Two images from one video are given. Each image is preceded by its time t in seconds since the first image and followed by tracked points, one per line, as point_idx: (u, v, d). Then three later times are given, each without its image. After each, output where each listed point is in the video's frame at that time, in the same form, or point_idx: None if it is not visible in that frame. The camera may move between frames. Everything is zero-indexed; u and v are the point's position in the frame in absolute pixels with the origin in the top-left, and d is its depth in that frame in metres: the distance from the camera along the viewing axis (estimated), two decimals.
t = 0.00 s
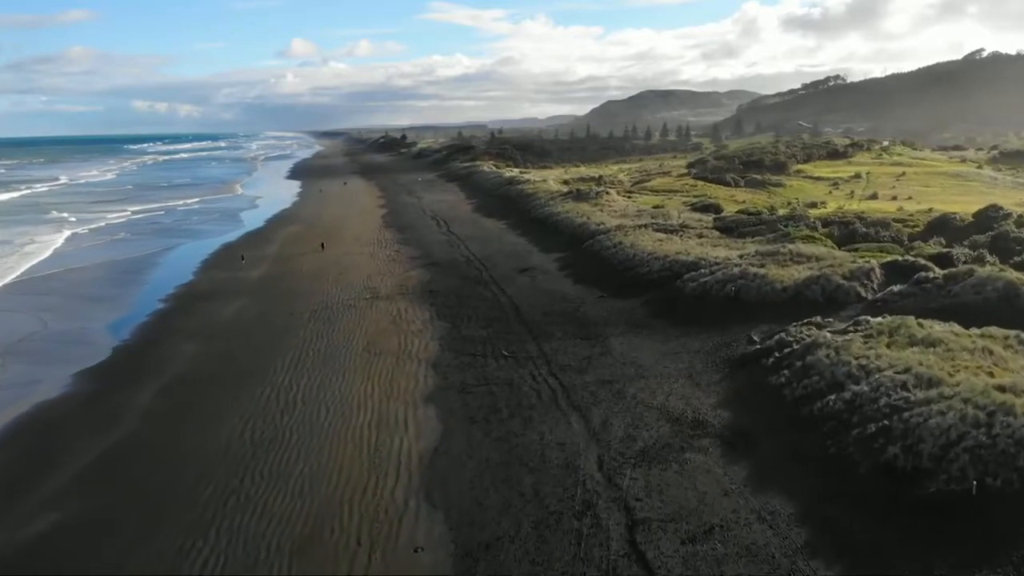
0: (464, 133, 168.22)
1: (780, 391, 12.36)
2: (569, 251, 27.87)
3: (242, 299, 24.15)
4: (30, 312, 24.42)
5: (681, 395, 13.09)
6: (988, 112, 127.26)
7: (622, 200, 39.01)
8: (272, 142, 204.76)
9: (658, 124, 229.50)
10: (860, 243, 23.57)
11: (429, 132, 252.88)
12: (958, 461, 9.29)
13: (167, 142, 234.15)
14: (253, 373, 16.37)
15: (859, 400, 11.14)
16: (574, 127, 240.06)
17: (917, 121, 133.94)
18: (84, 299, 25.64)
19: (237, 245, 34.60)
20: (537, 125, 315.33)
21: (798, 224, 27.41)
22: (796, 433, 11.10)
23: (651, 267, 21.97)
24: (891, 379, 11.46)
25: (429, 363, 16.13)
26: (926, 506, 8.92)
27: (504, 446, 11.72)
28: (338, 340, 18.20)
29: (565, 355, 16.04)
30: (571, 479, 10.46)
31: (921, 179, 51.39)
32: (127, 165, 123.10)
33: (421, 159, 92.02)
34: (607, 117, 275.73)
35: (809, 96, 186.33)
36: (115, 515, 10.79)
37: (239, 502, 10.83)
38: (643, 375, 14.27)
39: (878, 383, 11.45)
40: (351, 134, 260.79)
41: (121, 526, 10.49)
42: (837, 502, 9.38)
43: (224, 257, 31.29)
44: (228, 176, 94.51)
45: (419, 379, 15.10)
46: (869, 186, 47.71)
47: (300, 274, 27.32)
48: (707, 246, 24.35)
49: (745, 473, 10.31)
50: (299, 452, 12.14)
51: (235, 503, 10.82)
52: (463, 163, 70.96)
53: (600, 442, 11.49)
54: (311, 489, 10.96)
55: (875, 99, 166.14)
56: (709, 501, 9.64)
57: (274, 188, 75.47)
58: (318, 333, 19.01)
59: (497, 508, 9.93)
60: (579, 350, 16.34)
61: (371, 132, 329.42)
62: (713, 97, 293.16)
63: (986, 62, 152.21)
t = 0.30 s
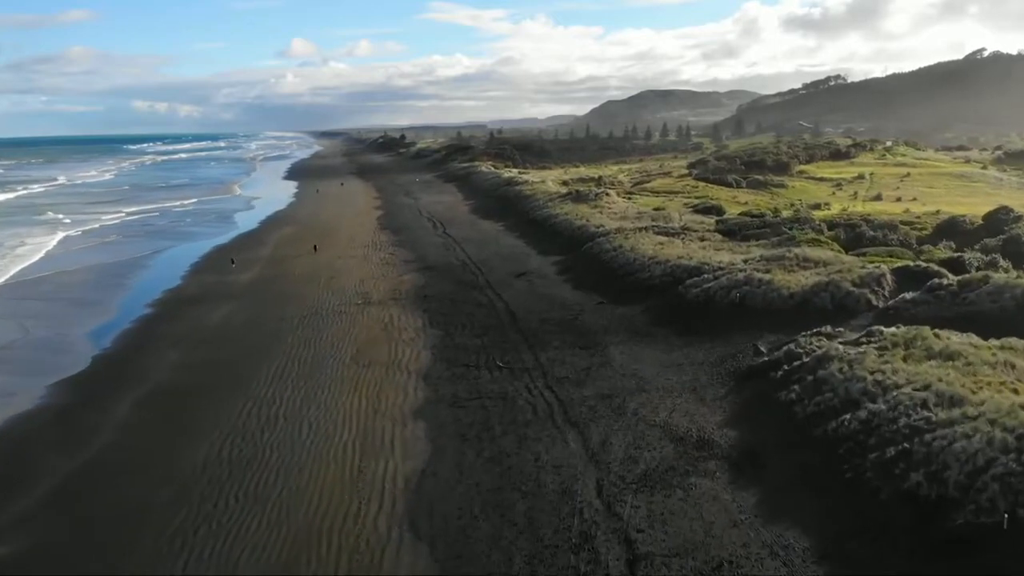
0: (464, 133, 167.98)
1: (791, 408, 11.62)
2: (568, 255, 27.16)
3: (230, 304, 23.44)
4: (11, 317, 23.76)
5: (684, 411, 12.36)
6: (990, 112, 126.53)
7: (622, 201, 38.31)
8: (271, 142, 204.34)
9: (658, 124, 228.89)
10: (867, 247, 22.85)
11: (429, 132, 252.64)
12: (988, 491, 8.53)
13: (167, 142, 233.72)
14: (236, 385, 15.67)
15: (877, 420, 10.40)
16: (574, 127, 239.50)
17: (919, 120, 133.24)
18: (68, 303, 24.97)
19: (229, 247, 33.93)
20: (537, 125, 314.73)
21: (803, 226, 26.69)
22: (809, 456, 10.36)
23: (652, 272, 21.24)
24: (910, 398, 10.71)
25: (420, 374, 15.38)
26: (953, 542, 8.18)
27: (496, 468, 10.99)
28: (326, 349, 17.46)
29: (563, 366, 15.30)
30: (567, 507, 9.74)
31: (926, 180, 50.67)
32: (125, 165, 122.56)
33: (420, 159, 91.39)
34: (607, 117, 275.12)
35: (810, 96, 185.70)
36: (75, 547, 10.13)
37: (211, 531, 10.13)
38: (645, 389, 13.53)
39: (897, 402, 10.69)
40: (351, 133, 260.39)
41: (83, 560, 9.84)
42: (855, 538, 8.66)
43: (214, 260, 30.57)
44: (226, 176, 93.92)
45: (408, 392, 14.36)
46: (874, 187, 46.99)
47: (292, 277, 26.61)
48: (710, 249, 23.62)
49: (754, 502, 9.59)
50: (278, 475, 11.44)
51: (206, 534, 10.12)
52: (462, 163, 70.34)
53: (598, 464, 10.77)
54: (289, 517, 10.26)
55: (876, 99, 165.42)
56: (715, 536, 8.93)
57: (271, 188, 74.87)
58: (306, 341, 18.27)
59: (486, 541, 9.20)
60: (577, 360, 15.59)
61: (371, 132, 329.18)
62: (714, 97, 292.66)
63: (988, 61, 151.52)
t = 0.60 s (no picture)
0: (463, 133, 167.40)
1: (801, 426, 10.94)
2: (567, 257, 26.48)
3: (219, 309, 22.81)
4: None
5: (689, 427, 11.70)
6: (992, 111, 125.78)
7: (622, 202, 37.67)
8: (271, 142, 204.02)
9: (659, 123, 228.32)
10: (874, 250, 22.17)
11: (428, 132, 252.06)
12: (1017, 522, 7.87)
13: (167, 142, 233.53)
14: (220, 396, 15.02)
15: (894, 441, 9.75)
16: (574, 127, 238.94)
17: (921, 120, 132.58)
18: (52, 308, 24.35)
19: (222, 249, 33.27)
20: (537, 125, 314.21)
21: (808, 229, 25.97)
22: (822, 478, 9.70)
23: (653, 276, 20.56)
24: (929, 416, 10.03)
25: (411, 384, 14.72)
26: None
27: (487, 489, 10.33)
28: (314, 357, 16.79)
29: (560, 376, 14.63)
30: (563, 534, 9.10)
31: (930, 180, 49.96)
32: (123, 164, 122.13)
33: (419, 159, 90.83)
34: (607, 117, 274.62)
35: (810, 95, 185.06)
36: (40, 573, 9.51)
37: (183, 559, 9.50)
38: (646, 402, 12.86)
39: (915, 420, 10.03)
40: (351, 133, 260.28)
41: None
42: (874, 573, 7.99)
43: (204, 263, 29.90)
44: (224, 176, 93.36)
45: (397, 404, 13.69)
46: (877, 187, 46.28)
47: (284, 280, 25.96)
48: (713, 252, 22.93)
49: (763, 530, 8.95)
50: (258, 497, 10.79)
51: (176, 562, 9.46)
52: (460, 163, 69.75)
53: (596, 486, 10.11)
54: (266, 543, 9.61)
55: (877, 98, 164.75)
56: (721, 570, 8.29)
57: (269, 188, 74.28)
58: (294, 349, 17.58)
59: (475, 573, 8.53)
60: (576, 370, 14.91)
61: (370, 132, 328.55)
62: (714, 97, 292.19)
63: (990, 60, 150.86)
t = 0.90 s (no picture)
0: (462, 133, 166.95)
1: (813, 445, 10.30)
2: (566, 261, 25.85)
3: (207, 314, 22.15)
4: None
5: (693, 445, 11.06)
6: (994, 110, 125.31)
7: (622, 203, 37.08)
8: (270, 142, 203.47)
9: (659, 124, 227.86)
10: (882, 255, 21.55)
11: (428, 132, 251.61)
12: None
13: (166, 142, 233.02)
14: (202, 407, 14.37)
15: (914, 465, 9.12)
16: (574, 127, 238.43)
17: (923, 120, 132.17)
18: (35, 312, 23.69)
19: (213, 252, 32.63)
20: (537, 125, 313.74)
21: (813, 231, 25.37)
22: (837, 503, 9.07)
23: (655, 281, 19.92)
24: (950, 437, 9.39)
25: (401, 396, 14.08)
26: None
27: (479, 514, 9.68)
28: (302, 366, 16.15)
29: (557, 387, 13.99)
30: (560, 566, 8.48)
31: (934, 181, 49.47)
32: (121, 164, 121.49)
33: (418, 159, 90.37)
34: (607, 117, 274.19)
35: (811, 95, 184.66)
36: None
37: None
38: (648, 417, 12.22)
39: (936, 441, 9.40)
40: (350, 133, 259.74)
41: None
42: None
43: (195, 266, 29.24)
44: (222, 176, 92.77)
45: (386, 418, 13.03)
46: (881, 188, 45.74)
47: (275, 284, 25.32)
48: (716, 256, 22.29)
49: (775, 562, 8.32)
50: (236, 521, 10.15)
51: None
52: (459, 163, 69.22)
53: (595, 511, 9.48)
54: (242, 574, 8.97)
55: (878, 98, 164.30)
56: None
57: (266, 189, 73.67)
58: (281, 357, 16.93)
59: None
60: (574, 381, 14.27)
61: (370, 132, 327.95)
62: (714, 97, 292.00)
63: (991, 60, 150.53)
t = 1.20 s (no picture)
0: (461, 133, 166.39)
1: (829, 472, 9.52)
2: (564, 265, 25.08)
3: (192, 320, 21.37)
4: None
5: (698, 469, 10.30)
6: (997, 110, 124.76)
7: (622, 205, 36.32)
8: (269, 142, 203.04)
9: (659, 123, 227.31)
10: (892, 260, 20.77)
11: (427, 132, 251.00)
12: None
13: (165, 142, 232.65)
14: (178, 422, 13.61)
15: (941, 496, 8.34)
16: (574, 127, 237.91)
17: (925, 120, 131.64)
18: (14, 318, 22.91)
19: (203, 254, 31.86)
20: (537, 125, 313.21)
21: (818, 234, 24.59)
22: (856, 539, 8.32)
23: (656, 287, 19.14)
24: (979, 465, 8.61)
25: (388, 412, 13.30)
26: None
27: (466, 548, 8.92)
28: (286, 378, 15.38)
29: (553, 402, 13.21)
30: None
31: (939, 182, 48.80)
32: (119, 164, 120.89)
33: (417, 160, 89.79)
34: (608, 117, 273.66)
35: (812, 95, 184.13)
36: None
37: None
38: (649, 436, 11.45)
39: (963, 469, 8.62)
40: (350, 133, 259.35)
41: None
42: None
43: (182, 270, 28.47)
44: (219, 176, 92.14)
45: (371, 436, 12.26)
46: (885, 189, 45.03)
47: (265, 289, 24.56)
48: (719, 261, 21.51)
49: None
50: (205, 554, 9.40)
51: None
52: (458, 163, 68.57)
53: (592, 545, 8.73)
54: None
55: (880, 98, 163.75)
56: None
57: (263, 189, 72.99)
58: (264, 368, 16.18)
59: None
60: (571, 396, 13.50)
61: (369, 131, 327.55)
62: (714, 97, 291.45)
63: (993, 59, 150.02)
